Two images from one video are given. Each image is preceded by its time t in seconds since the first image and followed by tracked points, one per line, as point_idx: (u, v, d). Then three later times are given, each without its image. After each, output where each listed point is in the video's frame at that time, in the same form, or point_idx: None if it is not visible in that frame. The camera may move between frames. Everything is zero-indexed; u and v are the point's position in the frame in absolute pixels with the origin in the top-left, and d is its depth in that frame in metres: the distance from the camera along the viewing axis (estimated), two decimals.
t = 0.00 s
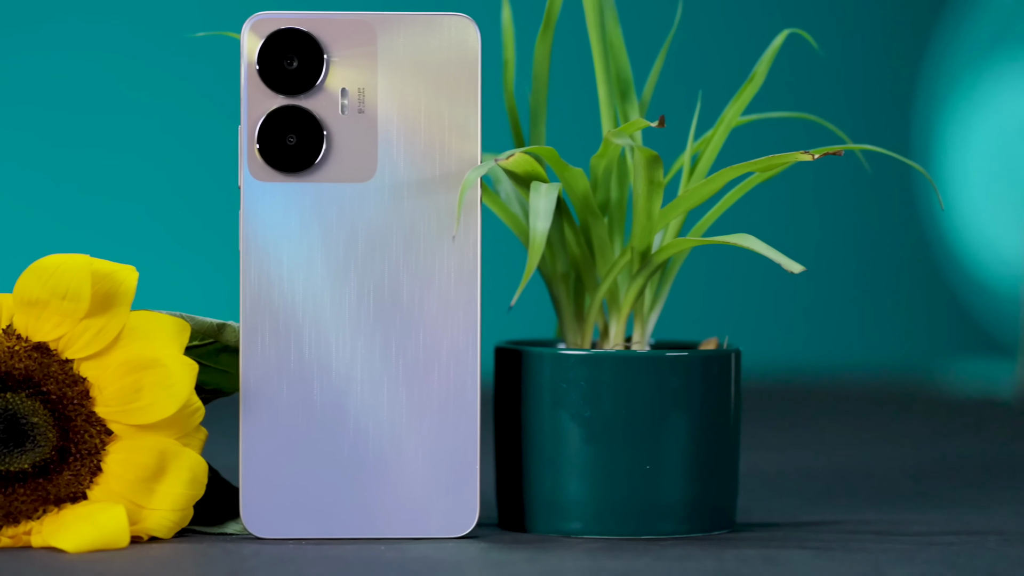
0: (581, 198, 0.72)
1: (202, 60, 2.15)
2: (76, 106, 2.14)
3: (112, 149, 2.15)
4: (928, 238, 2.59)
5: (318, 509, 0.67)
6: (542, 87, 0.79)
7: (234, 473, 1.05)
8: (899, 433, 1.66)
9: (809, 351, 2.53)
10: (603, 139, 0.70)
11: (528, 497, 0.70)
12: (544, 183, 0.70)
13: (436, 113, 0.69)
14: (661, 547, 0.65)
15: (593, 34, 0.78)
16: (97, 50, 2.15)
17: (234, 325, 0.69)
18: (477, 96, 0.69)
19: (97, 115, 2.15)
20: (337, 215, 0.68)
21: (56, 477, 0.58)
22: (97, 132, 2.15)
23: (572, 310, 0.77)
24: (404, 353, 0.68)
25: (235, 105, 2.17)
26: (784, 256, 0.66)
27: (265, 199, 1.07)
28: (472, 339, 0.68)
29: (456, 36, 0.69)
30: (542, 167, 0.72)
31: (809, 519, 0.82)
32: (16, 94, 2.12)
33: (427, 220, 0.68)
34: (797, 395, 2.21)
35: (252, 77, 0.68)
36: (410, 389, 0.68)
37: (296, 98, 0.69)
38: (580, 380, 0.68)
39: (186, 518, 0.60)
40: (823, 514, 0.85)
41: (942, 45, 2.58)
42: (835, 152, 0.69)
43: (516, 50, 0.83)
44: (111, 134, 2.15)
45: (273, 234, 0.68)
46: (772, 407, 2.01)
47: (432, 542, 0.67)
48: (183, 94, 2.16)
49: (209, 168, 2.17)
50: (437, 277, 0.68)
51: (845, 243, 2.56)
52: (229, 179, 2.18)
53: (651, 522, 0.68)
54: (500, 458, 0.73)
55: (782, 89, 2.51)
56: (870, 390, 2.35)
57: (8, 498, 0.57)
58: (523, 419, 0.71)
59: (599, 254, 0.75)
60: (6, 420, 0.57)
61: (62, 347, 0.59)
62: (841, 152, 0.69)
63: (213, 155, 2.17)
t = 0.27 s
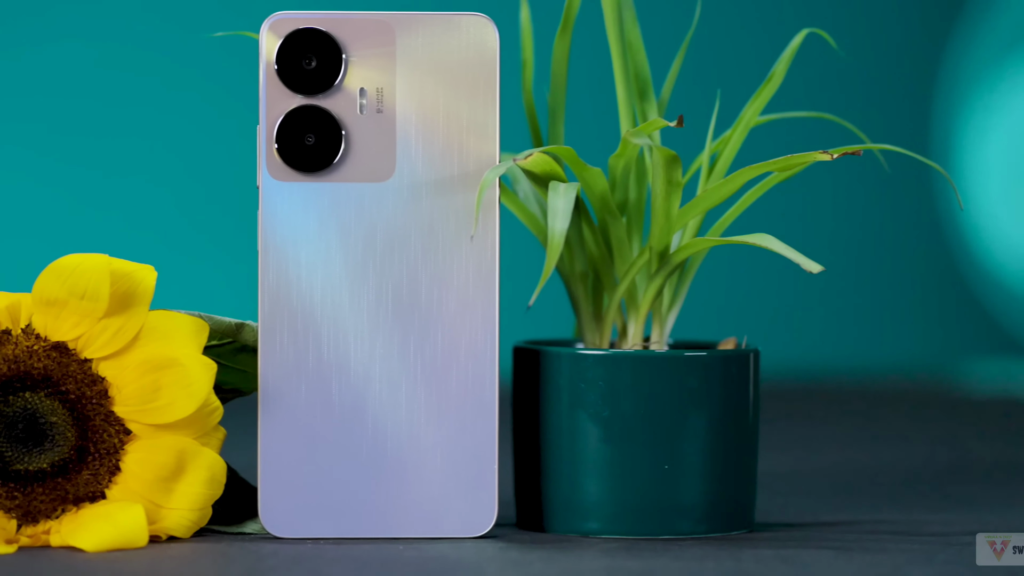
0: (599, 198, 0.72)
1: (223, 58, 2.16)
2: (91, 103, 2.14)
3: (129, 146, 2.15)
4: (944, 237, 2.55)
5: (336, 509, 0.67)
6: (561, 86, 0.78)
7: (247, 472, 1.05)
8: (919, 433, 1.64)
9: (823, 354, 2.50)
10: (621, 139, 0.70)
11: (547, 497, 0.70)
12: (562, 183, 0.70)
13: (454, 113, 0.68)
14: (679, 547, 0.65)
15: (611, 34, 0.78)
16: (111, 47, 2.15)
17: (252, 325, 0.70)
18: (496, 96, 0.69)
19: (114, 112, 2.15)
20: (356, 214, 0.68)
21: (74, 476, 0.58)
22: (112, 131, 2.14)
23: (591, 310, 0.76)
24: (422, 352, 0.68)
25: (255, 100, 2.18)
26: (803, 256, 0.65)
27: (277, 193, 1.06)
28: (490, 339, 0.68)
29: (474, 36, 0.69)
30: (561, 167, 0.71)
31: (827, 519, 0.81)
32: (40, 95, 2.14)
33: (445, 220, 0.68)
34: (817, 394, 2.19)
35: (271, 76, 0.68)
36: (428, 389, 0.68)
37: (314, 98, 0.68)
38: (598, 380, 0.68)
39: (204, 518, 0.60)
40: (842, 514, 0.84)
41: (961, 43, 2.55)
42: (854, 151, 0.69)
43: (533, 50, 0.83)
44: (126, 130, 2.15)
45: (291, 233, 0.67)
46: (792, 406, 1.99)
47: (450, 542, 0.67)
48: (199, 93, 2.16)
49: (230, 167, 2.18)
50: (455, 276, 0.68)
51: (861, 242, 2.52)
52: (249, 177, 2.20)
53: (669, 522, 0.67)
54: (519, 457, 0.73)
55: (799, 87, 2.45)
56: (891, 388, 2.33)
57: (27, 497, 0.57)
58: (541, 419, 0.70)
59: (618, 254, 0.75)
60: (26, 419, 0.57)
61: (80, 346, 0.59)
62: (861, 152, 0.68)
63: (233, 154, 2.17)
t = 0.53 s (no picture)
0: (618, 198, 0.71)
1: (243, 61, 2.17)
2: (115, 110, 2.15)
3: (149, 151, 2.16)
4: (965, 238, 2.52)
5: (354, 508, 0.67)
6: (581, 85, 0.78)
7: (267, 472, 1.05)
8: (941, 434, 1.63)
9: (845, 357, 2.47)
10: (641, 139, 0.70)
11: (565, 497, 0.70)
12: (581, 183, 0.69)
13: (473, 113, 0.68)
14: (698, 547, 0.64)
15: (631, 33, 0.77)
16: (132, 50, 2.16)
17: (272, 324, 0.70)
18: (515, 95, 0.68)
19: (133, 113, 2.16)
20: (375, 214, 0.68)
21: (94, 475, 0.58)
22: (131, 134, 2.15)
23: (610, 310, 0.76)
24: (441, 352, 0.68)
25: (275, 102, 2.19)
26: (823, 256, 0.65)
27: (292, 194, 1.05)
28: (509, 339, 0.68)
29: (493, 35, 0.69)
30: (580, 167, 0.71)
31: (848, 519, 0.81)
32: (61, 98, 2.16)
33: (464, 219, 0.68)
34: (837, 394, 2.18)
35: (290, 76, 0.68)
36: (447, 388, 0.67)
37: (334, 98, 0.68)
38: (617, 380, 0.67)
39: (223, 518, 0.61)
40: (862, 514, 0.83)
41: (983, 40, 2.53)
42: (875, 151, 0.68)
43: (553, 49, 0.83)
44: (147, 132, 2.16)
45: (310, 233, 0.67)
46: (812, 406, 1.98)
47: (468, 541, 0.67)
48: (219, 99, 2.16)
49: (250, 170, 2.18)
50: (474, 276, 0.68)
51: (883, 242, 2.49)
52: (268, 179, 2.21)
53: (689, 522, 0.67)
54: (537, 456, 0.72)
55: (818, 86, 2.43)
56: (912, 388, 2.31)
57: (46, 496, 0.57)
58: (560, 419, 0.70)
59: (637, 254, 0.74)
60: (45, 419, 0.57)
61: (100, 346, 0.60)
62: (881, 151, 0.67)
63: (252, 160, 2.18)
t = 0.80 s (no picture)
0: (636, 198, 0.71)
1: (260, 58, 2.16)
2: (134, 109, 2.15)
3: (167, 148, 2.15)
4: (986, 238, 2.50)
5: (371, 507, 0.67)
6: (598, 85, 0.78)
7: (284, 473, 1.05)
8: (961, 434, 1.61)
9: (868, 359, 2.44)
10: (659, 138, 0.69)
11: (583, 497, 0.69)
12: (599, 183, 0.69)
13: (491, 113, 0.68)
14: (717, 548, 0.64)
15: (649, 33, 0.77)
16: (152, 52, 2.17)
17: (289, 324, 0.70)
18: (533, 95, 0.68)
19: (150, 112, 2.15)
20: (392, 214, 0.68)
21: (112, 475, 0.58)
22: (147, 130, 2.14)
23: (627, 310, 0.76)
24: (459, 352, 0.67)
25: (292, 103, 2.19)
26: (842, 257, 0.64)
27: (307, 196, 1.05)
28: (527, 339, 0.67)
29: (511, 35, 0.68)
30: (598, 167, 0.70)
31: (866, 520, 0.80)
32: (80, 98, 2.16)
33: (482, 219, 0.68)
34: (856, 394, 2.16)
35: (308, 76, 0.68)
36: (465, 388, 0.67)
37: (351, 98, 0.68)
38: (635, 380, 0.67)
39: (241, 517, 0.61)
40: (880, 514, 0.83)
41: (1004, 38, 2.50)
42: (893, 151, 0.67)
43: (571, 49, 0.82)
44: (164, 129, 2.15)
45: (328, 233, 0.67)
46: (831, 407, 1.96)
47: (486, 541, 0.67)
48: (234, 90, 2.14)
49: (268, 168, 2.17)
50: (492, 276, 0.68)
51: (902, 242, 2.47)
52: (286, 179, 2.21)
53: (707, 522, 0.66)
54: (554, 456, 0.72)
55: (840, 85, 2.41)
56: (932, 388, 2.29)
57: (64, 496, 0.58)
58: (577, 419, 0.69)
59: (655, 254, 0.74)
60: (63, 419, 0.58)
61: (118, 346, 0.60)
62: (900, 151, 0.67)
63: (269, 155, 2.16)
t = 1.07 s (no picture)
0: (650, 198, 0.71)
1: (276, 56, 2.16)
2: (150, 105, 2.15)
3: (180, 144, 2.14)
4: (1003, 239, 2.49)
5: (385, 507, 0.67)
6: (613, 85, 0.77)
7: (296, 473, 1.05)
8: (978, 435, 1.60)
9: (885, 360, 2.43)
10: (674, 139, 0.69)
11: (597, 498, 0.69)
12: (614, 183, 0.69)
13: (506, 113, 0.68)
14: (731, 547, 0.64)
15: (664, 33, 0.76)
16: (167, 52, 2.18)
17: (304, 324, 0.70)
18: (548, 95, 0.68)
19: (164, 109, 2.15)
20: (407, 215, 0.67)
21: (127, 475, 0.58)
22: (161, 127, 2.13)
23: (642, 310, 0.75)
24: (473, 352, 0.67)
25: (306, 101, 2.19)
26: (857, 257, 0.63)
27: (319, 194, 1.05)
28: (542, 339, 0.67)
29: (526, 35, 0.68)
30: (613, 166, 0.70)
31: (882, 520, 0.79)
32: (94, 95, 2.17)
33: (497, 220, 0.68)
34: (872, 394, 2.15)
35: (323, 77, 0.68)
36: (479, 389, 0.67)
37: (366, 98, 0.68)
38: (650, 380, 0.67)
39: (256, 517, 0.61)
40: (896, 514, 0.82)
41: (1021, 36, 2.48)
42: (909, 151, 0.67)
43: (586, 49, 0.82)
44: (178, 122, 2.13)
45: (343, 234, 0.67)
46: (846, 407, 1.95)
47: (501, 541, 0.67)
48: (248, 86, 2.13)
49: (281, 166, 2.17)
50: (506, 276, 0.67)
51: (918, 241, 2.46)
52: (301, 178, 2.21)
53: (721, 522, 0.66)
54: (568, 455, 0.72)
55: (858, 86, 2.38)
56: (948, 388, 2.27)
57: (79, 496, 0.58)
58: (591, 419, 0.69)
59: (669, 254, 0.74)
60: (78, 418, 0.58)
61: (133, 346, 0.60)
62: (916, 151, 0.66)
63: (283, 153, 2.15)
